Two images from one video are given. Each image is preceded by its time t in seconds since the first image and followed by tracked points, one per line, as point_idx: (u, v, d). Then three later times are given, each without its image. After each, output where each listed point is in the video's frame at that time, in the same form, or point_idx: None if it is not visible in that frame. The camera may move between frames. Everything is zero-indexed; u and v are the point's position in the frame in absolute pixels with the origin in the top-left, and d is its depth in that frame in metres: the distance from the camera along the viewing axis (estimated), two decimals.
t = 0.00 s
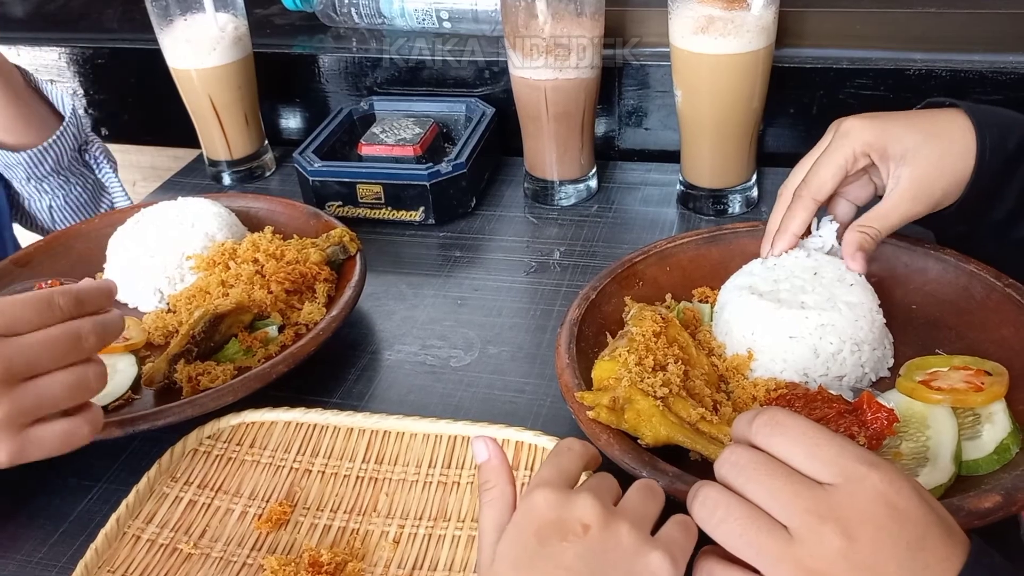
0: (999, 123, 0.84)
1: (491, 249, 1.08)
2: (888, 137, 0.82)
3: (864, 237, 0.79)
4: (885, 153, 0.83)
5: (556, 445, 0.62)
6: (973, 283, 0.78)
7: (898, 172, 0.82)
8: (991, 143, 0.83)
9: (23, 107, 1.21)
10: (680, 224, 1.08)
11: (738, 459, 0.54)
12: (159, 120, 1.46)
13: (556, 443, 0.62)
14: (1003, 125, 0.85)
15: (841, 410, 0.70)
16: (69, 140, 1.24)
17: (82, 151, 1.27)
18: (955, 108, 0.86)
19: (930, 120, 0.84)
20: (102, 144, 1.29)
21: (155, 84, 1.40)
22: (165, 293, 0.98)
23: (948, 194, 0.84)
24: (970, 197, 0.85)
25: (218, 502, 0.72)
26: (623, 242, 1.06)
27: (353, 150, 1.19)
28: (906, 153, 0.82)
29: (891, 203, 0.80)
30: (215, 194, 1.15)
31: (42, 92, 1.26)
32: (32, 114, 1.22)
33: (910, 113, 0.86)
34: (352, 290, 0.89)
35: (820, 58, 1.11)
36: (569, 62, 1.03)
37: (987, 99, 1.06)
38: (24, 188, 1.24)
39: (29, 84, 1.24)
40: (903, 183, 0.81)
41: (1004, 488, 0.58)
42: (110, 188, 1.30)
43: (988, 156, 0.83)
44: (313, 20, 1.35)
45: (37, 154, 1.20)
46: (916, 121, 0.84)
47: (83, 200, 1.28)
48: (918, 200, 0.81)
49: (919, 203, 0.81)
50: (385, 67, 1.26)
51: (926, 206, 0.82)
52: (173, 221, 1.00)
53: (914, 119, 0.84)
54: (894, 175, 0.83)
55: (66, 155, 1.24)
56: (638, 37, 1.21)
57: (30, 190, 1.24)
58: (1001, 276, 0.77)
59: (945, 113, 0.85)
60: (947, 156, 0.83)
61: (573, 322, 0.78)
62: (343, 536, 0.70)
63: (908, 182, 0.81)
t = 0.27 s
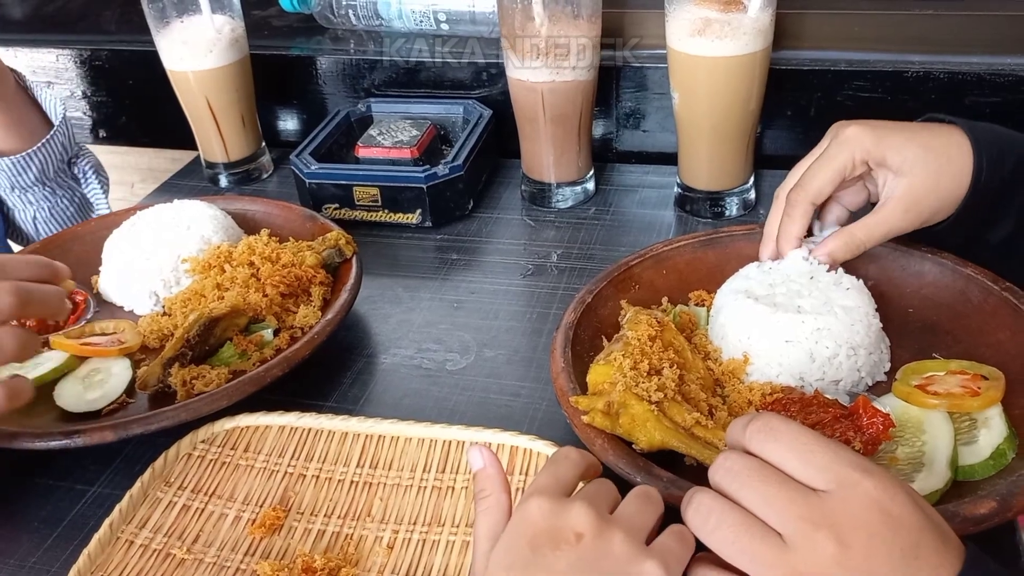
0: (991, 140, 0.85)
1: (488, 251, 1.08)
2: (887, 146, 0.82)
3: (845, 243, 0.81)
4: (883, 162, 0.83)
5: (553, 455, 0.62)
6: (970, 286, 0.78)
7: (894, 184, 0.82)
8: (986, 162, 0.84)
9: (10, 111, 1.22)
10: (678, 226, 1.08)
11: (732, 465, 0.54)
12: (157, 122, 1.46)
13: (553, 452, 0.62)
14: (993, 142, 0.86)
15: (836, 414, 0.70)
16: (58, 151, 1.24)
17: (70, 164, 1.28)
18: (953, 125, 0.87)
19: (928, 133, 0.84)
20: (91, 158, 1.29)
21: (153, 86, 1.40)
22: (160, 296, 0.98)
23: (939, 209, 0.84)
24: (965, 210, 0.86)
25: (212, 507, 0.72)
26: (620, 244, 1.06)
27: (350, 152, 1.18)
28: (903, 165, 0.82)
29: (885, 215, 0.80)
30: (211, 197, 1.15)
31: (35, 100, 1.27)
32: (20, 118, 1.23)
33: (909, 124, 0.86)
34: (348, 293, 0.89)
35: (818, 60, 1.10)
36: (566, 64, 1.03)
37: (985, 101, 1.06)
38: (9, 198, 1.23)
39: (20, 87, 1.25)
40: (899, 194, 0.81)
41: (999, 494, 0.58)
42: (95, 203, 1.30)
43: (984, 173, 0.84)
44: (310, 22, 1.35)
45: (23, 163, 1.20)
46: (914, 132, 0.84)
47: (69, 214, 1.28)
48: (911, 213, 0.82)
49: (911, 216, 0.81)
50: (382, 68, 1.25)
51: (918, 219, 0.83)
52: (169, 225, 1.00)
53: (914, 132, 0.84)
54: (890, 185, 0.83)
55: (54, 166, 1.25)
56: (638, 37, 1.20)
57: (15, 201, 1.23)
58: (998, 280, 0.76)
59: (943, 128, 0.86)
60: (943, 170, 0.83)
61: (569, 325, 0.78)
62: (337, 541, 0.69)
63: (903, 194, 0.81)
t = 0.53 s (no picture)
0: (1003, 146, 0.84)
1: (488, 256, 1.08)
2: (888, 147, 0.82)
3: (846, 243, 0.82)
4: (884, 163, 0.83)
5: (552, 469, 0.61)
6: (971, 293, 0.78)
7: (896, 184, 0.83)
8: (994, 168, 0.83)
9: (4, 116, 1.22)
10: (678, 230, 1.08)
11: (731, 475, 0.54)
12: (157, 125, 1.46)
13: (551, 466, 0.61)
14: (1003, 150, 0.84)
15: (836, 422, 0.70)
16: (51, 156, 1.24)
17: (65, 169, 1.28)
18: (961, 124, 0.86)
19: (932, 133, 0.84)
20: (86, 164, 1.29)
21: (152, 88, 1.40)
22: (158, 299, 0.97)
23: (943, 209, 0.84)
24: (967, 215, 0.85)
25: (210, 513, 0.72)
26: (620, 249, 1.05)
27: (350, 155, 1.18)
28: (906, 166, 0.82)
29: (884, 215, 0.81)
30: (211, 200, 1.15)
31: (29, 104, 1.27)
32: (14, 123, 1.24)
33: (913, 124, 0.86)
34: (347, 298, 0.89)
35: (819, 65, 1.10)
36: (565, 68, 1.03)
37: (986, 106, 1.05)
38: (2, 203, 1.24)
39: (14, 93, 1.26)
40: (899, 195, 0.82)
41: (999, 503, 0.58)
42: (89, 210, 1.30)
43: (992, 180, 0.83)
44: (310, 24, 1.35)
45: (16, 169, 1.20)
46: (917, 132, 0.84)
47: (63, 218, 1.28)
48: (912, 215, 0.82)
49: (913, 217, 0.82)
50: (382, 71, 1.25)
51: (920, 220, 0.83)
52: (167, 229, 1.00)
53: (918, 131, 0.84)
54: (892, 186, 0.83)
55: (47, 172, 1.24)
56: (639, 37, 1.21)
57: (8, 206, 1.24)
58: (999, 286, 0.76)
59: (948, 125, 0.85)
60: (947, 170, 0.83)
61: (568, 331, 0.78)
62: (335, 548, 0.69)
63: (904, 195, 0.81)
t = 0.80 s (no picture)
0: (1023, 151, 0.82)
1: (490, 256, 1.07)
2: (904, 166, 0.79)
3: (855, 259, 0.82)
4: (899, 182, 0.80)
5: (562, 472, 0.60)
6: (975, 294, 0.78)
7: (910, 204, 0.80)
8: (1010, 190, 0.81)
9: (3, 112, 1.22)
10: (681, 231, 1.07)
11: (735, 475, 0.53)
12: (159, 125, 1.46)
13: (562, 469, 0.60)
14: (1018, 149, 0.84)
15: (839, 424, 0.69)
16: (50, 154, 1.24)
17: (66, 168, 1.28)
18: (983, 140, 0.83)
19: (954, 152, 0.81)
20: (88, 163, 1.29)
21: (155, 88, 1.40)
22: (160, 299, 0.97)
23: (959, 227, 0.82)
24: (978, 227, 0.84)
25: (210, 513, 0.72)
26: (622, 249, 1.05)
27: (352, 155, 1.18)
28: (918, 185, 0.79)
29: (895, 237, 0.79)
30: (213, 199, 1.15)
31: (30, 99, 1.27)
32: (13, 120, 1.23)
33: (935, 139, 0.83)
34: (349, 298, 0.88)
35: (823, 65, 1.10)
36: (569, 68, 1.03)
37: (991, 107, 1.05)
38: (3, 201, 1.25)
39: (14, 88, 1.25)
40: (912, 217, 0.79)
41: (1004, 506, 0.57)
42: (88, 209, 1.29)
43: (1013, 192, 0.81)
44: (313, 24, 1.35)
45: (15, 165, 1.21)
46: (939, 150, 0.81)
47: (63, 217, 1.28)
48: (925, 236, 0.79)
49: (928, 237, 0.79)
50: (385, 71, 1.25)
51: (933, 241, 0.80)
52: (169, 228, 1.00)
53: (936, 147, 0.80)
54: (905, 205, 0.80)
55: (46, 170, 1.24)
56: (639, 38, 1.21)
57: (9, 202, 1.25)
58: (1003, 287, 0.76)
59: (972, 144, 0.82)
60: (964, 193, 0.80)
61: (570, 332, 0.78)
62: (336, 549, 0.69)
63: (918, 216, 0.79)
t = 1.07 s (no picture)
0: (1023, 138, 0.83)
1: (491, 257, 1.07)
2: (908, 154, 0.79)
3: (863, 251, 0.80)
4: (903, 172, 0.79)
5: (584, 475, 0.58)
6: (976, 296, 0.77)
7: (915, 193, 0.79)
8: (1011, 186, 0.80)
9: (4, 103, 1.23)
10: (682, 231, 1.07)
11: (735, 478, 0.52)
12: (160, 125, 1.46)
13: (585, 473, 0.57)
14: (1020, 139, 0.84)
15: (840, 426, 0.69)
16: (52, 143, 1.24)
17: (68, 160, 1.28)
18: (985, 130, 0.83)
19: (958, 142, 0.80)
20: (91, 157, 1.29)
21: (156, 87, 1.40)
22: (160, 300, 0.97)
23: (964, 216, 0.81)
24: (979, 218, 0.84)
25: (208, 515, 0.72)
26: (623, 250, 1.05)
27: (352, 156, 1.18)
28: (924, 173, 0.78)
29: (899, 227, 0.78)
30: (213, 200, 1.15)
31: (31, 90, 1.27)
32: (14, 110, 1.24)
33: (939, 129, 0.82)
34: (348, 299, 0.88)
35: (824, 65, 1.10)
36: (570, 68, 1.02)
37: (993, 107, 1.04)
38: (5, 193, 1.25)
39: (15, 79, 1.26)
40: (916, 205, 0.78)
41: (1004, 510, 0.57)
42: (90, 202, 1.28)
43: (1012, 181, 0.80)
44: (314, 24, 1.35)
45: (17, 154, 1.21)
46: (943, 140, 0.80)
47: (67, 210, 1.28)
48: (929, 226, 0.78)
49: (934, 224, 0.78)
50: (385, 72, 1.25)
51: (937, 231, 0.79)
52: (169, 228, 1.00)
53: (941, 136, 0.80)
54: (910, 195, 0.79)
55: (48, 160, 1.24)
56: (639, 37, 1.21)
57: (11, 195, 1.24)
58: (1005, 289, 0.75)
59: (975, 134, 0.82)
60: (968, 181, 0.79)
61: (570, 333, 0.77)
62: (334, 551, 0.69)
63: (922, 205, 0.77)
